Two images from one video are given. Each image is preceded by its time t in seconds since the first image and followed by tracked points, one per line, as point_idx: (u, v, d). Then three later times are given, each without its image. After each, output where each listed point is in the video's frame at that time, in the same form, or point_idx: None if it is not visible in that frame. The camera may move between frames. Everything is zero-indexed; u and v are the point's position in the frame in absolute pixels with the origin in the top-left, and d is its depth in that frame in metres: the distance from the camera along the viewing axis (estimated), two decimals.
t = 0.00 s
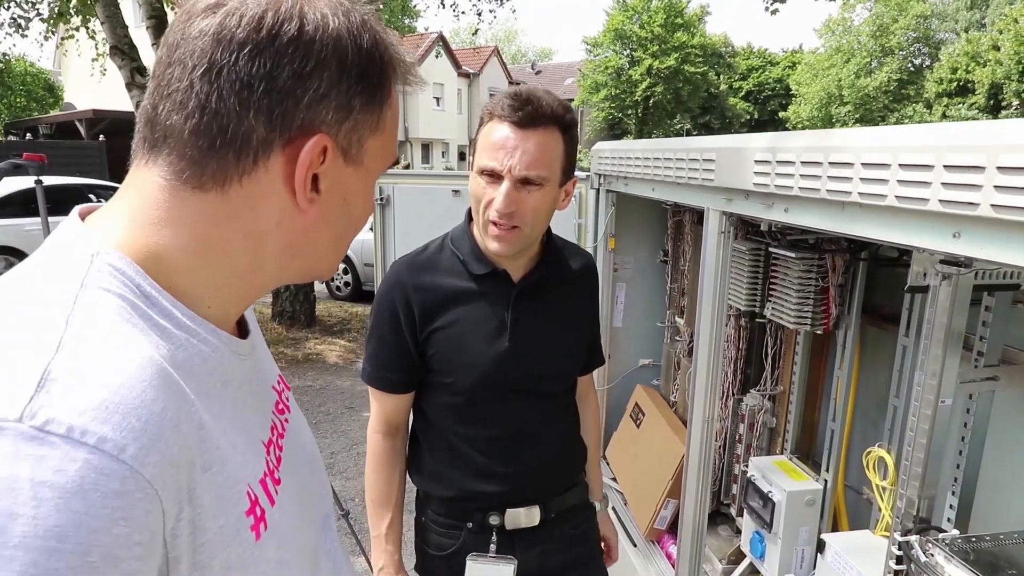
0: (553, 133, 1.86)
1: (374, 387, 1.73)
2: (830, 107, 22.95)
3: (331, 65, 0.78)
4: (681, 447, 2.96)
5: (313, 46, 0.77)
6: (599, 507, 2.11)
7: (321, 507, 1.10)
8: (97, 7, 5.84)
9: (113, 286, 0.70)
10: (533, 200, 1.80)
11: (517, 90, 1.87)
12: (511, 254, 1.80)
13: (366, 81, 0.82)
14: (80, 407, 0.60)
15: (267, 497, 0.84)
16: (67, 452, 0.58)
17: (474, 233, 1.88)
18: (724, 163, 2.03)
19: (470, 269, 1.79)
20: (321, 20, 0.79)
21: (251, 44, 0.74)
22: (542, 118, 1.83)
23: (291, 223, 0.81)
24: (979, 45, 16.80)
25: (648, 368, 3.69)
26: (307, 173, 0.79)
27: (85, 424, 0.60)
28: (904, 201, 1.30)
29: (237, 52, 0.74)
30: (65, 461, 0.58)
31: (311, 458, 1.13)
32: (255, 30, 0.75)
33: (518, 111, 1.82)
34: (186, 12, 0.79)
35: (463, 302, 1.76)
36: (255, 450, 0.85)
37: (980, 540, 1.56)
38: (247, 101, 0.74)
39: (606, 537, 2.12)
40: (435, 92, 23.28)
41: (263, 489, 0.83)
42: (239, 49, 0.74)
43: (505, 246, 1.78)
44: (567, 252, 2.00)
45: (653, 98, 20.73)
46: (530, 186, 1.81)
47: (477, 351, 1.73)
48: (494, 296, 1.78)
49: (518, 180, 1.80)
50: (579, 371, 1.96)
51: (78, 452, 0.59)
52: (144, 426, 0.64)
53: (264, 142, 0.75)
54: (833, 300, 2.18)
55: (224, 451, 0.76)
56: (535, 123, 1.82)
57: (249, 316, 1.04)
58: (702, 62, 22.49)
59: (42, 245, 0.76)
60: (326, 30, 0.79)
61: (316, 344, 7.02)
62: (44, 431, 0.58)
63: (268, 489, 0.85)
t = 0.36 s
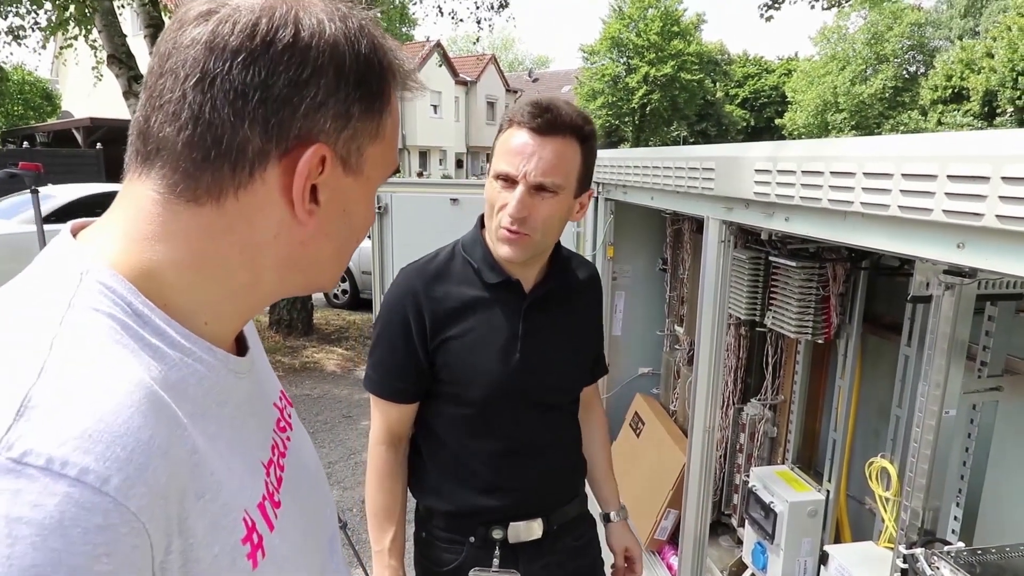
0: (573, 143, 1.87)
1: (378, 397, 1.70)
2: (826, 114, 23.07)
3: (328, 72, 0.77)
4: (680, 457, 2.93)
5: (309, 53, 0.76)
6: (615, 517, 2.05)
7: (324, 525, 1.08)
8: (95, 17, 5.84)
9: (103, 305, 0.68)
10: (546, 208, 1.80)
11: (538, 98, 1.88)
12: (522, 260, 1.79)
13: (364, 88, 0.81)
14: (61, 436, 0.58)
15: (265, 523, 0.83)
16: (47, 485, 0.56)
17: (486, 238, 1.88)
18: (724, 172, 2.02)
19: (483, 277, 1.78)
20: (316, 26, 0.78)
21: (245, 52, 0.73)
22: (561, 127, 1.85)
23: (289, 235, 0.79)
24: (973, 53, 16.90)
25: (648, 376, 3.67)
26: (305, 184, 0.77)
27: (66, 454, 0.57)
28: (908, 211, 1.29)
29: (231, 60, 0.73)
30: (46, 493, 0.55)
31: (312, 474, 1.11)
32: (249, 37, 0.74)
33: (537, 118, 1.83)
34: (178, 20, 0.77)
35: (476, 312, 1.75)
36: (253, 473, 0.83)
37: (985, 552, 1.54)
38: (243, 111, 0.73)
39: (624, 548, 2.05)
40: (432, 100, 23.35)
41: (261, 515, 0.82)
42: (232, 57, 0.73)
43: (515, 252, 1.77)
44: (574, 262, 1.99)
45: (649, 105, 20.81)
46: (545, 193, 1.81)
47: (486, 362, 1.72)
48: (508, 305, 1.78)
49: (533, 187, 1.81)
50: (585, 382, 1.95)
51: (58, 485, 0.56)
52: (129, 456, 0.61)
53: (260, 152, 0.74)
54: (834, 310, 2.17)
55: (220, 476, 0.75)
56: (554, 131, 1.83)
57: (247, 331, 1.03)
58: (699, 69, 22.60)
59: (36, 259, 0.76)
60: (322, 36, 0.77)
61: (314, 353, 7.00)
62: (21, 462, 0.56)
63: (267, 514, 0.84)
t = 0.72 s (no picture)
0: (577, 146, 1.86)
1: (378, 396, 1.68)
2: (824, 116, 23.11)
3: (338, 73, 0.75)
4: (681, 459, 2.91)
5: (317, 53, 0.74)
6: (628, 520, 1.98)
7: (321, 537, 1.06)
8: (93, 17, 5.83)
9: (93, 317, 0.66)
10: (550, 210, 1.79)
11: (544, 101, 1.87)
12: (524, 262, 1.77)
13: (375, 90, 0.79)
14: (39, 462, 0.55)
15: (260, 546, 0.81)
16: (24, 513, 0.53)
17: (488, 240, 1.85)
18: (725, 173, 2.00)
19: (484, 277, 1.76)
20: (325, 26, 0.76)
21: (251, 52, 0.71)
22: (567, 129, 1.84)
23: (293, 242, 0.77)
24: (970, 55, 16.95)
25: (647, 379, 3.65)
26: (311, 190, 0.75)
27: (43, 482, 0.54)
28: (915, 213, 1.27)
29: (236, 60, 0.71)
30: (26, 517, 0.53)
31: (309, 484, 1.09)
32: (255, 37, 0.72)
33: (543, 120, 1.82)
34: (182, 16, 0.75)
35: (476, 310, 1.73)
36: (249, 493, 0.81)
37: (991, 559, 1.52)
38: (248, 114, 0.71)
39: (639, 554, 1.96)
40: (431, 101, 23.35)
41: (255, 537, 0.80)
42: (237, 58, 0.71)
43: (520, 254, 1.75)
44: (577, 268, 1.97)
45: (648, 106, 20.82)
46: (549, 195, 1.80)
47: (486, 362, 1.70)
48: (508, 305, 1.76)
49: (538, 189, 1.80)
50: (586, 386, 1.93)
51: (35, 515, 0.53)
52: (113, 483, 0.59)
53: (265, 157, 0.72)
54: (836, 312, 2.16)
55: (212, 498, 0.72)
56: (560, 134, 1.82)
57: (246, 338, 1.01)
58: (697, 71, 22.63)
59: (30, 263, 0.74)
60: (332, 36, 0.76)
61: (312, 354, 6.98)
62: None
63: (261, 536, 0.82)
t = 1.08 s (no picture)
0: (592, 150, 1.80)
1: (380, 397, 1.67)
2: (823, 110, 23.08)
3: (335, 57, 0.73)
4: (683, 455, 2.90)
5: (313, 36, 0.72)
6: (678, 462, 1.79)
7: (322, 537, 1.05)
8: (89, 15, 5.78)
9: (84, 315, 0.64)
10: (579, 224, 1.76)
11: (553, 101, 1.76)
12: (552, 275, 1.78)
13: (374, 76, 0.77)
14: (25, 468, 0.53)
15: (259, 551, 0.79)
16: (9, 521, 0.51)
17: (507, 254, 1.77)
18: (727, 167, 1.99)
19: (479, 276, 1.74)
20: (322, 8, 0.74)
21: (243, 34, 0.70)
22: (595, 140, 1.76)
23: (290, 234, 0.76)
24: (969, 49, 16.94)
25: (648, 374, 3.64)
26: (308, 179, 0.74)
27: (27, 491, 0.53)
28: (920, 206, 1.26)
29: (228, 43, 0.69)
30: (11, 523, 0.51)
31: (310, 482, 1.08)
32: (248, 18, 0.70)
33: (564, 129, 1.71)
34: None
35: (472, 308, 1.72)
36: (248, 496, 0.80)
37: (996, 553, 1.51)
38: (240, 98, 0.70)
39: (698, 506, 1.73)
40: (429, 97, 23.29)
41: (254, 543, 0.78)
42: (229, 40, 0.69)
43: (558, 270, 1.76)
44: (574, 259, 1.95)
45: (647, 102, 20.79)
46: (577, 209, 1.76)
47: (485, 358, 1.69)
48: (504, 304, 1.74)
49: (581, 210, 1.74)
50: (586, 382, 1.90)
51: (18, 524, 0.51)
52: (101, 490, 0.57)
53: (259, 143, 0.71)
54: (838, 307, 2.16)
55: (208, 503, 0.71)
56: (590, 147, 1.75)
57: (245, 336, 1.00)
58: (695, 66, 22.59)
59: (18, 259, 0.72)
60: (328, 18, 0.74)
61: (311, 351, 6.97)
62: None
63: (260, 541, 0.80)
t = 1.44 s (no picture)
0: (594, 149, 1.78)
1: (372, 399, 1.65)
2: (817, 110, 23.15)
3: (307, 50, 0.71)
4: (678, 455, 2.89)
5: (284, 27, 0.70)
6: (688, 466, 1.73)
7: (308, 542, 1.03)
8: (82, 14, 5.75)
9: (53, 318, 0.62)
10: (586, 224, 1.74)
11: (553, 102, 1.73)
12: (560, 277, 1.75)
13: (352, 71, 0.75)
14: None
15: (242, 561, 0.78)
16: None
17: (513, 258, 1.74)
18: (722, 167, 1.97)
19: (475, 278, 1.71)
20: None
21: (208, 24, 0.69)
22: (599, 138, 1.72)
23: (263, 235, 0.74)
24: (962, 50, 17.04)
25: (643, 375, 3.63)
26: (278, 177, 0.72)
27: None
28: (916, 205, 1.25)
29: (194, 32, 0.69)
30: None
31: (296, 485, 1.06)
32: (218, 10, 0.69)
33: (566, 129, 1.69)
34: None
35: (466, 312, 1.70)
36: (229, 505, 0.78)
37: (993, 555, 1.49)
38: (205, 89, 0.69)
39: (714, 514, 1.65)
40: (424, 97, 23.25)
41: (236, 552, 0.77)
42: (195, 30, 0.69)
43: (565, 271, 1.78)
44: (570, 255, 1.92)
45: (642, 101, 20.80)
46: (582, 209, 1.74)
47: (480, 365, 1.67)
48: (498, 307, 1.71)
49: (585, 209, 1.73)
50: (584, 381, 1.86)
51: None
52: (63, 503, 0.54)
53: (224, 136, 0.69)
54: (833, 306, 2.14)
55: (184, 514, 0.69)
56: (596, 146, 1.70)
57: (230, 339, 0.98)
58: (690, 66, 22.63)
59: None
60: (302, 9, 0.72)
61: (306, 352, 6.94)
62: None
63: (243, 551, 0.78)
